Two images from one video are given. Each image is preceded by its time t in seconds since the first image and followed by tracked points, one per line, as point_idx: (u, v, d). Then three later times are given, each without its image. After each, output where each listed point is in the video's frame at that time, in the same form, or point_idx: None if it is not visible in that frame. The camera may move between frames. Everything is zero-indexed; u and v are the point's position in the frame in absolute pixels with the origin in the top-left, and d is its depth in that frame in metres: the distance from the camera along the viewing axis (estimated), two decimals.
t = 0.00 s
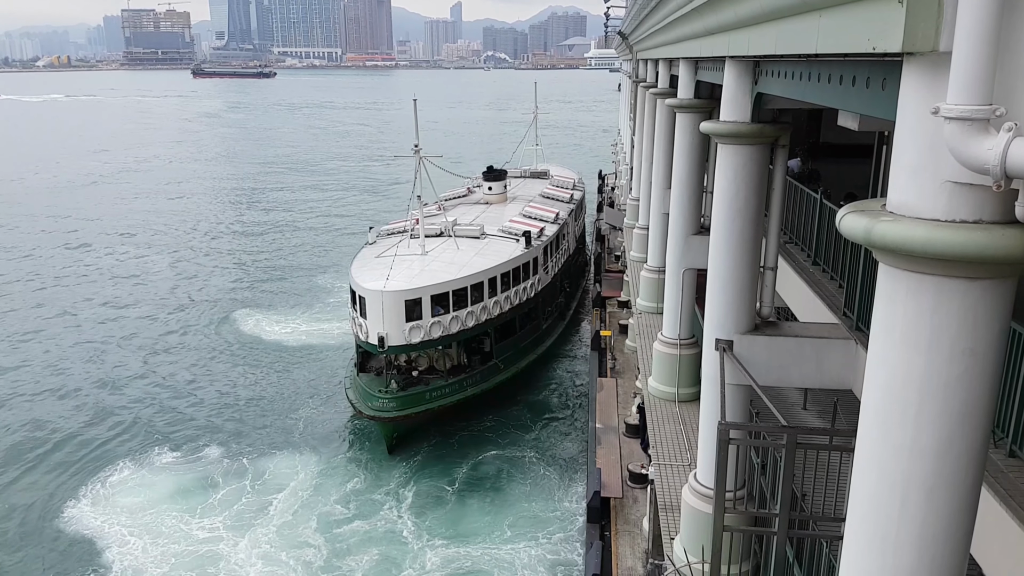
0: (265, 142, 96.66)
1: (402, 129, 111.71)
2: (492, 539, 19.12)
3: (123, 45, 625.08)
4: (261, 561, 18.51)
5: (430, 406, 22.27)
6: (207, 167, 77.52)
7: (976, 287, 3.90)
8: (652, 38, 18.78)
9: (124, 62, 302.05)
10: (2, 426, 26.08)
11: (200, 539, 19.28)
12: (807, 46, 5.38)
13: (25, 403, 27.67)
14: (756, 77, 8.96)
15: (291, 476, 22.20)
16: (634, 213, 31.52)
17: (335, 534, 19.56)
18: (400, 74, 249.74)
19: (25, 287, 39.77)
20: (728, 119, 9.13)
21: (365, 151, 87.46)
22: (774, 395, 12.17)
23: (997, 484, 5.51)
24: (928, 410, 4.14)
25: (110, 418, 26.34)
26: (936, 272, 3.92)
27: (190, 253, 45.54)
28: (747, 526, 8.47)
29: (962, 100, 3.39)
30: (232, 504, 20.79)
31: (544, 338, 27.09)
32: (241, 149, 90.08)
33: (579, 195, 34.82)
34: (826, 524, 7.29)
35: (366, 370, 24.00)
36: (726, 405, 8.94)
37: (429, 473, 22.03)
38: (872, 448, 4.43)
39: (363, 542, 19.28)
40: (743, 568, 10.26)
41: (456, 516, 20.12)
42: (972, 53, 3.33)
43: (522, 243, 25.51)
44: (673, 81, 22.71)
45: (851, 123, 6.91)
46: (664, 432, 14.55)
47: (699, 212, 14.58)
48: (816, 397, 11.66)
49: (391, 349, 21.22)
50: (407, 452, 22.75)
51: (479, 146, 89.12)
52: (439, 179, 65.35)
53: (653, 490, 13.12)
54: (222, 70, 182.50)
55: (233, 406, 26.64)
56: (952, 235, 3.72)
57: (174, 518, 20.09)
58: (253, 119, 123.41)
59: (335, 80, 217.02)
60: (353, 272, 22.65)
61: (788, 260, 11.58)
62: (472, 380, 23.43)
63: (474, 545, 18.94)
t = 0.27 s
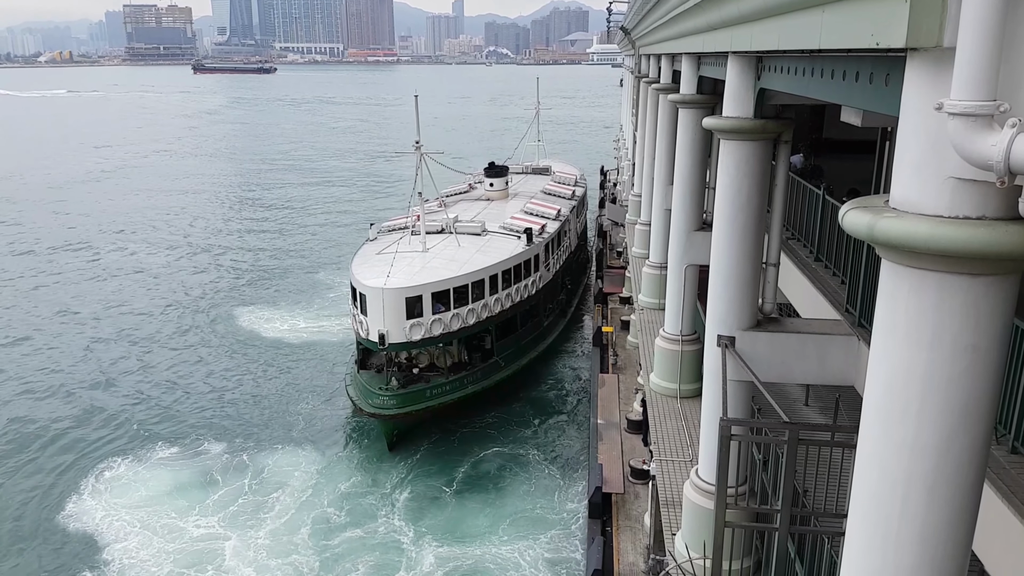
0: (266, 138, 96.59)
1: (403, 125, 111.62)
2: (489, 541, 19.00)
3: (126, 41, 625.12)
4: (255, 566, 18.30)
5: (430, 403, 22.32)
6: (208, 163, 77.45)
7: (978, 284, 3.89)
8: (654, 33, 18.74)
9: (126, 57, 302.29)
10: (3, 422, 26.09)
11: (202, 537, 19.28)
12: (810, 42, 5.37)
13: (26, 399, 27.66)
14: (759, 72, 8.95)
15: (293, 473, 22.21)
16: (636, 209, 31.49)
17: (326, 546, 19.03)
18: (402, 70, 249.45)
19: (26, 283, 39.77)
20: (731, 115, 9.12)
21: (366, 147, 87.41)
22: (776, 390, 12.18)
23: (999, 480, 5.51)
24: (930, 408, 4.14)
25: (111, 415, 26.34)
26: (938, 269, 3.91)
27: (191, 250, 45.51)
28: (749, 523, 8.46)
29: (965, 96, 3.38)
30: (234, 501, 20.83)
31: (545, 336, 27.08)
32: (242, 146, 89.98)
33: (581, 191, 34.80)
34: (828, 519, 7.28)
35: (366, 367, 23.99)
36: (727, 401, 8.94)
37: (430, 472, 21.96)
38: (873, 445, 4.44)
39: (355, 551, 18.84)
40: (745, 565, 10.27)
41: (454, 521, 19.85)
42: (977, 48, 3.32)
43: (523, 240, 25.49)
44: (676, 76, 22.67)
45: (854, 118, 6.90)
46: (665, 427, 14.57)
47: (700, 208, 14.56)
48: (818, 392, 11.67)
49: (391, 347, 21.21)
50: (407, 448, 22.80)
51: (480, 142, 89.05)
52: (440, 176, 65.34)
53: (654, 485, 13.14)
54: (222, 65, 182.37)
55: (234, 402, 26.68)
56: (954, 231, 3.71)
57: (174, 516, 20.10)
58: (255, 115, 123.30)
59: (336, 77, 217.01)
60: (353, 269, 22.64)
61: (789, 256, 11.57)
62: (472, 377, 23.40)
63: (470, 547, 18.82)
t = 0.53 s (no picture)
0: (268, 133, 96.52)
1: (406, 121, 111.49)
2: (487, 539, 18.97)
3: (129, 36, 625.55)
4: (256, 565, 18.21)
5: (431, 401, 22.31)
6: (211, 159, 77.50)
7: (983, 280, 3.88)
8: (657, 29, 18.69)
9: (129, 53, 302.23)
10: (7, 418, 26.15)
11: (202, 534, 19.28)
12: (813, 38, 5.35)
13: (29, 395, 27.71)
14: (762, 67, 8.93)
15: (295, 469, 22.23)
16: (640, 205, 31.46)
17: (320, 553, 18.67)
18: (404, 66, 249.05)
19: (29, 279, 39.83)
20: (735, 110, 9.09)
21: (369, 143, 87.31)
22: (779, 386, 12.16)
23: (1004, 476, 5.50)
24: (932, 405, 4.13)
25: (114, 411, 26.38)
26: (943, 265, 3.89)
27: (194, 246, 45.55)
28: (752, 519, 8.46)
29: (970, 91, 3.36)
30: (235, 497, 20.84)
31: (547, 332, 27.06)
32: (245, 141, 89.89)
33: (584, 187, 34.77)
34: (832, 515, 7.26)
35: (367, 364, 23.98)
36: (731, 397, 8.92)
37: (432, 470, 21.92)
38: (877, 441, 4.42)
39: (350, 557, 18.54)
40: (748, 561, 10.26)
41: (456, 522, 19.72)
42: (981, 43, 3.31)
43: (525, 237, 25.47)
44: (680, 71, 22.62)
45: (858, 113, 6.87)
46: (668, 423, 14.56)
47: (704, 204, 14.52)
48: (821, 388, 11.65)
49: (393, 344, 21.20)
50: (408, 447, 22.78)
51: (483, 138, 88.90)
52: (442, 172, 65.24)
53: (657, 481, 13.14)
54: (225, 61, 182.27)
55: (237, 398, 26.71)
56: (959, 227, 3.69)
57: (176, 512, 20.11)
58: (257, 111, 123.17)
59: (339, 72, 216.69)
60: (355, 266, 22.64)
61: (793, 252, 11.55)
62: (473, 375, 23.37)
63: (470, 545, 18.79)
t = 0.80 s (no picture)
0: (270, 130, 96.53)
1: (408, 117, 111.41)
2: (486, 539, 18.97)
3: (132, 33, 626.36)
4: (256, 568, 18.13)
5: (433, 399, 22.32)
6: (215, 156, 77.66)
7: (989, 276, 3.87)
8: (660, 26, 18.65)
9: (131, 49, 302.39)
10: (11, 414, 26.27)
11: (203, 532, 19.31)
12: (817, 33, 5.33)
13: (31, 391, 27.80)
14: (765, 64, 8.91)
15: (297, 467, 22.27)
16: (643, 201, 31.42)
17: (319, 558, 18.52)
18: (407, 63, 248.84)
19: (33, 276, 40.01)
20: (738, 106, 9.08)
21: (371, 140, 87.29)
22: (782, 383, 12.16)
23: (1008, 472, 5.50)
24: (937, 401, 4.13)
25: (117, 407, 26.47)
26: (947, 261, 3.89)
27: (197, 243, 45.66)
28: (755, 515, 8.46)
29: (976, 86, 3.34)
30: (237, 495, 20.87)
31: (549, 330, 27.06)
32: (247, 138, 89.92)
33: (587, 184, 34.73)
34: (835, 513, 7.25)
35: (369, 362, 24.00)
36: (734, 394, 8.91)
37: (434, 471, 21.87)
38: (880, 436, 4.42)
39: (348, 564, 18.31)
40: (751, 558, 10.29)
41: (458, 523, 19.64)
42: (986, 39, 3.29)
43: (528, 235, 25.45)
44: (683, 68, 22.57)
45: (861, 110, 6.85)
46: (671, 420, 14.57)
47: (707, 200, 14.49)
48: (825, 385, 11.64)
49: (395, 342, 21.21)
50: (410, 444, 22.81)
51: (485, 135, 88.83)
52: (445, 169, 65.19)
53: (660, 478, 13.15)
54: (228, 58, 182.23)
55: (240, 396, 26.76)
56: (963, 223, 3.68)
57: (178, 509, 20.16)
58: (260, 108, 123.19)
59: (342, 69, 216.64)
60: (356, 264, 22.65)
61: (796, 249, 11.53)
62: (475, 373, 23.36)
63: (469, 545, 18.78)
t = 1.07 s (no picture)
0: (272, 129, 96.48)
1: (409, 117, 111.36)
2: (486, 545, 18.78)
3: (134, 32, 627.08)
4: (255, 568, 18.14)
5: (433, 400, 22.31)
6: (216, 154, 77.72)
7: (990, 275, 3.87)
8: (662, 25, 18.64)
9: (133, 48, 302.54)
10: (11, 413, 26.26)
11: (203, 532, 19.33)
12: (819, 32, 5.32)
13: (32, 390, 27.80)
14: (768, 62, 8.91)
15: (297, 467, 22.27)
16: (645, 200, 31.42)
17: (310, 570, 18.20)
18: (408, 62, 248.76)
19: (34, 274, 40.09)
20: (740, 105, 9.07)
21: (373, 139, 87.24)
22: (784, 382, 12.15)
23: (1010, 471, 5.49)
24: (939, 401, 4.13)
25: (117, 405, 26.52)
26: (948, 260, 3.88)
27: (199, 241, 45.71)
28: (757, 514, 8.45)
29: (978, 85, 3.33)
30: (237, 495, 20.88)
31: (551, 330, 27.06)
32: (248, 137, 89.90)
33: (589, 184, 34.71)
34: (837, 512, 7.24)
35: (370, 362, 24.00)
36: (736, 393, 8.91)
37: (434, 472, 21.80)
38: (881, 435, 4.42)
39: (345, 565, 18.30)
40: (753, 557, 10.29)
41: (456, 530, 19.45)
42: (988, 37, 3.29)
43: (529, 235, 25.44)
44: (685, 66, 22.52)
45: (863, 109, 6.85)
46: (672, 419, 14.56)
47: (709, 199, 14.47)
48: (827, 384, 11.64)
49: (396, 342, 21.20)
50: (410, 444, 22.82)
51: (487, 133, 88.79)
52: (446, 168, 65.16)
53: (662, 477, 13.14)
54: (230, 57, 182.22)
55: (241, 395, 26.76)
56: (965, 222, 3.68)
57: (178, 509, 20.17)
58: (261, 107, 123.14)
59: (344, 68, 216.75)
60: (358, 263, 22.65)
61: (798, 247, 11.52)
62: (475, 374, 23.34)
63: (469, 551, 18.59)
